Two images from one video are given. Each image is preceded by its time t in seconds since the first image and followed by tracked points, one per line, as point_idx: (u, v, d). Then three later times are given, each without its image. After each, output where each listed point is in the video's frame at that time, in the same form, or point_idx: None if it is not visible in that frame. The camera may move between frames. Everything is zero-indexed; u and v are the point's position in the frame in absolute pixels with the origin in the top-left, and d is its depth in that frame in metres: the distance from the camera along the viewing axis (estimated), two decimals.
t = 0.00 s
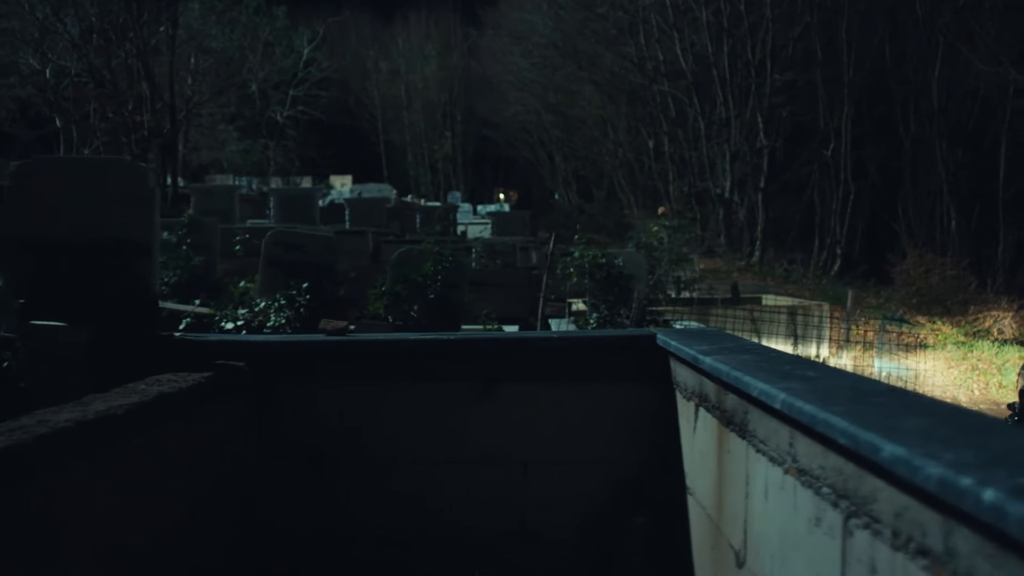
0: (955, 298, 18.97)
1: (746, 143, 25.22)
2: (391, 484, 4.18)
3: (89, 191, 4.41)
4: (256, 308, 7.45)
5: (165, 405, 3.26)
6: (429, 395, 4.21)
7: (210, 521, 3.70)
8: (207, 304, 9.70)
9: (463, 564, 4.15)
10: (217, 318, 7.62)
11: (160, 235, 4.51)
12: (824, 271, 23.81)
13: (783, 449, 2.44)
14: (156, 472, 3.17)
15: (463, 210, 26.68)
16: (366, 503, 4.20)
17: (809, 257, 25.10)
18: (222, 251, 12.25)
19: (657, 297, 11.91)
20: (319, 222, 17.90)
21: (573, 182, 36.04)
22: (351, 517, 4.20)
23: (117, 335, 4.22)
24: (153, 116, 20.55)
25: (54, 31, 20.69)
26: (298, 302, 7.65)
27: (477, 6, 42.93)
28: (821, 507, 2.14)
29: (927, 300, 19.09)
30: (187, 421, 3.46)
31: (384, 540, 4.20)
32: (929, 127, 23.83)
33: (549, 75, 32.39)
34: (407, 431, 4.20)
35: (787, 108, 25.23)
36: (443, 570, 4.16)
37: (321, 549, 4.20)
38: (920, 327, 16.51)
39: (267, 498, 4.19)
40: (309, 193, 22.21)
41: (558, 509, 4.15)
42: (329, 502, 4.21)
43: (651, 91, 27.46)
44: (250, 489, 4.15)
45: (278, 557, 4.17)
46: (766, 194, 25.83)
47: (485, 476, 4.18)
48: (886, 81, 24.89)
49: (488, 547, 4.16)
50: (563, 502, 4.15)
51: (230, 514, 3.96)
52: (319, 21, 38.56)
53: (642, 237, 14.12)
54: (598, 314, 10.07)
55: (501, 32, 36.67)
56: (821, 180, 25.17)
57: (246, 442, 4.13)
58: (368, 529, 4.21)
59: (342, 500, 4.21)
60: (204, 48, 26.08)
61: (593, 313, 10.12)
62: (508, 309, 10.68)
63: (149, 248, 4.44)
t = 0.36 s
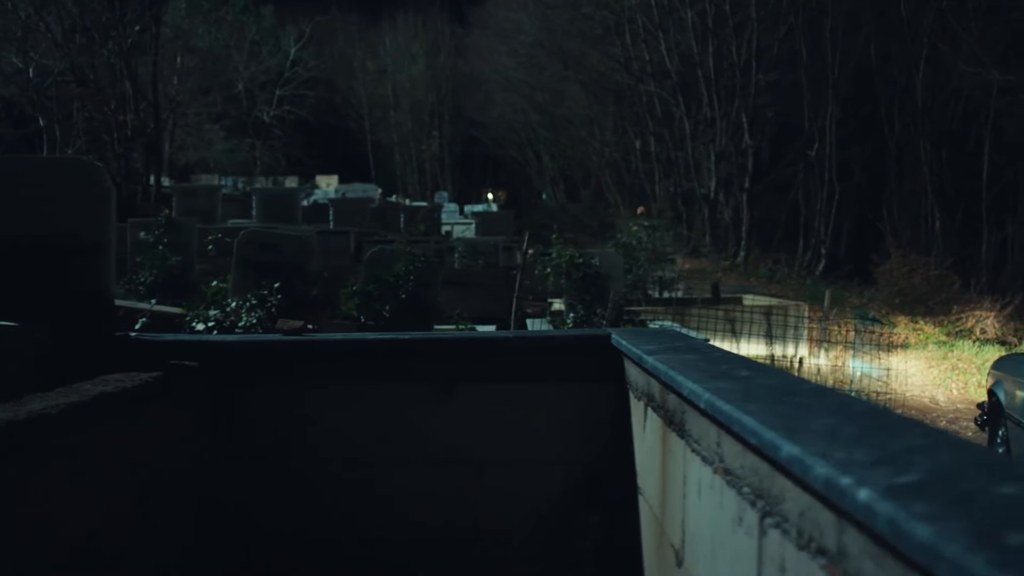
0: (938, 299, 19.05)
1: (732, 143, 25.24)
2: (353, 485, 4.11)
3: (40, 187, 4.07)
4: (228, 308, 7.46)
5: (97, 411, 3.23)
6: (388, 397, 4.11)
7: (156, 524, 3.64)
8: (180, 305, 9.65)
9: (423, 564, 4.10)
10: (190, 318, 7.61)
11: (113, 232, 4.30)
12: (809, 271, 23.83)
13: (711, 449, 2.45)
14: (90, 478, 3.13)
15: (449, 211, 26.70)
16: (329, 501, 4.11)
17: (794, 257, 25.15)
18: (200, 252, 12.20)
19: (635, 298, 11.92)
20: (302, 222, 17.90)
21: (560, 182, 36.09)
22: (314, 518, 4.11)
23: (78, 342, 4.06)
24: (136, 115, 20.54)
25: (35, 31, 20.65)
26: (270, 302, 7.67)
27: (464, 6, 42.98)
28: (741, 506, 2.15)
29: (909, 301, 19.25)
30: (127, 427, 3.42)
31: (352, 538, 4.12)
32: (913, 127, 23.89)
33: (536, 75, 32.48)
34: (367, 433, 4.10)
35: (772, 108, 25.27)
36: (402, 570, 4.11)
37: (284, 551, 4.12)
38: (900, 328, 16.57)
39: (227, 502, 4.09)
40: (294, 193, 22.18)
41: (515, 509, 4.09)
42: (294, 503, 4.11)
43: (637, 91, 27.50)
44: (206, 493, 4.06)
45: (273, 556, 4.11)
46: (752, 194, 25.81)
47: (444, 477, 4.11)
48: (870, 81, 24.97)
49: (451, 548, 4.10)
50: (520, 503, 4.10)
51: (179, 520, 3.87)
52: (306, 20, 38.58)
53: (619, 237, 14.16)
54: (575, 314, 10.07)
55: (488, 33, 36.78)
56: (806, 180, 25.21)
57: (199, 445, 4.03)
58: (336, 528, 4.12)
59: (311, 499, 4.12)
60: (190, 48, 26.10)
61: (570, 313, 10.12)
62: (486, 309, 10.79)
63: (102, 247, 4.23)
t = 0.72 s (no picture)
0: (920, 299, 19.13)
1: (716, 142, 25.23)
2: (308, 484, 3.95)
3: None
4: (198, 309, 7.40)
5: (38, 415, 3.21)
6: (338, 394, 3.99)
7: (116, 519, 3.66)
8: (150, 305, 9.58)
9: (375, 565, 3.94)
10: (159, 318, 7.53)
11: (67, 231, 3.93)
12: (793, 271, 23.82)
13: (640, 447, 2.42)
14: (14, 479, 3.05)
15: (433, 211, 26.67)
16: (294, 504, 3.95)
17: (778, 257, 25.20)
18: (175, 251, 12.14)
19: (610, 296, 11.92)
20: (283, 222, 17.87)
21: (547, 181, 36.12)
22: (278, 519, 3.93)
23: (35, 344, 3.76)
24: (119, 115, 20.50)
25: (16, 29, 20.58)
26: (239, 301, 7.63)
27: (451, 7, 43.02)
28: (663, 506, 2.12)
29: (890, 300, 19.37)
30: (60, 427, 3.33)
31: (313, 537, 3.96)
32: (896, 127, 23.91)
33: (521, 75, 32.52)
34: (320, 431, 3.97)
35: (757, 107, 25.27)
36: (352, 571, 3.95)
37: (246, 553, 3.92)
38: (882, 329, 16.60)
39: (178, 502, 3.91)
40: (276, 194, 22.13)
41: (469, 510, 3.94)
42: (255, 505, 3.94)
43: (622, 91, 27.52)
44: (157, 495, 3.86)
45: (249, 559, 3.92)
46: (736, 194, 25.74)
47: (395, 476, 3.95)
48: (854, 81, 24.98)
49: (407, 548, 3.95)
50: (474, 504, 3.95)
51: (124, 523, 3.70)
52: (291, 19, 38.62)
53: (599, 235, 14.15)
54: (550, 313, 10.03)
55: (473, 32, 36.81)
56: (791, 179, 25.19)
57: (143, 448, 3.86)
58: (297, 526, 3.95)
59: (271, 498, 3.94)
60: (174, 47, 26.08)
61: (545, 312, 10.09)
62: (461, 309, 10.79)
63: (57, 248, 3.85)
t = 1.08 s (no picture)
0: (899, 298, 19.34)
1: (700, 142, 25.28)
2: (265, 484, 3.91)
3: None
4: (169, 307, 7.42)
5: None
6: (289, 395, 3.95)
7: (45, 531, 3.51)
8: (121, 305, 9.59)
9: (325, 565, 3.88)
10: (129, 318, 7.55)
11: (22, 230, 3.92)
12: (776, 271, 23.84)
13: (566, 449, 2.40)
14: None
15: (417, 210, 26.67)
16: (251, 507, 3.89)
17: (762, 257, 25.26)
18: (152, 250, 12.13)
19: (587, 296, 11.93)
20: (263, 221, 17.86)
21: (533, 180, 36.12)
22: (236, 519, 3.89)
23: None
24: (100, 115, 20.52)
25: None
26: (209, 301, 7.66)
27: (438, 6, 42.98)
28: (580, 507, 2.10)
29: (871, 300, 19.47)
30: (5, 427, 3.26)
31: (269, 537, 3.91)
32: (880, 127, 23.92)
33: (506, 74, 32.60)
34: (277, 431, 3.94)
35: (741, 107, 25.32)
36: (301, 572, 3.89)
37: (194, 555, 3.88)
38: (861, 330, 16.69)
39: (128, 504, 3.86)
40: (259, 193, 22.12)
41: (421, 510, 3.90)
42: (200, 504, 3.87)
43: (606, 91, 27.57)
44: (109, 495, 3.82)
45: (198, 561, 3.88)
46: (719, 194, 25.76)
47: (347, 476, 3.91)
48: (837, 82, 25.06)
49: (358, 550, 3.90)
50: (426, 503, 3.91)
51: (71, 525, 3.64)
52: (277, 19, 38.64)
53: (577, 235, 14.23)
54: (525, 314, 10.06)
55: (459, 32, 36.72)
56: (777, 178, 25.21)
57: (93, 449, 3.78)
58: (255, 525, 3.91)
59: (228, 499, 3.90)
60: (158, 46, 25.99)
61: (521, 313, 10.11)
62: (436, 308, 10.80)
63: (11, 249, 3.84)
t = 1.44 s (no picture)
0: (880, 299, 19.42)
1: (684, 143, 25.36)
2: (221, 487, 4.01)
3: None
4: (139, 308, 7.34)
5: None
6: (249, 397, 4.08)
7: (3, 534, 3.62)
8: (93, 306, 9.56)
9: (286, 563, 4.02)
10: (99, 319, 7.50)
11: None
12: (761, 271, 23.90)
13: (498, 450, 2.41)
14: None
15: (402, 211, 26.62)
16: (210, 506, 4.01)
17: (747, 257, 25.35)
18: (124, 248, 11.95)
19: (565, 297, 11.97)
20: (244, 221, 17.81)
21: (520, 181, 36.14)
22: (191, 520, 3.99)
23: None
24: (83, 115, 20.32)
25: None
26: (180, 303, 7.60)
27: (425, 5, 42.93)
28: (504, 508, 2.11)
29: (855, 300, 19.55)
30: None
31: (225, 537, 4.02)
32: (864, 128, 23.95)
33: (493, 74, 32.58)
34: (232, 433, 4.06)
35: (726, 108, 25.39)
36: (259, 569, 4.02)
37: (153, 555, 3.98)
38: (842, 330, 16.76)
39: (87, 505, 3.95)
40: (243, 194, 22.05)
41: (376, 509, 4.04)
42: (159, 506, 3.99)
43: (592, 92, 27.60)
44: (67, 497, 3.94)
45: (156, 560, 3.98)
46: (703, 194, 25.79)
47: (303, 477, 4.06)
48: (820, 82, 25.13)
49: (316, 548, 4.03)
50: (381, 503, 4.05)
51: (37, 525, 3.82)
52: (264, 19, 38.56)
53: (556, 235, 14.23)
54: (502, 314, 9.92)
55: (445, 34, 36.70)
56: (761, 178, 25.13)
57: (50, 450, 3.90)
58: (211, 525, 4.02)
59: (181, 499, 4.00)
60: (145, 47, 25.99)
61: (497, 313, 10.04)
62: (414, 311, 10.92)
63: None
